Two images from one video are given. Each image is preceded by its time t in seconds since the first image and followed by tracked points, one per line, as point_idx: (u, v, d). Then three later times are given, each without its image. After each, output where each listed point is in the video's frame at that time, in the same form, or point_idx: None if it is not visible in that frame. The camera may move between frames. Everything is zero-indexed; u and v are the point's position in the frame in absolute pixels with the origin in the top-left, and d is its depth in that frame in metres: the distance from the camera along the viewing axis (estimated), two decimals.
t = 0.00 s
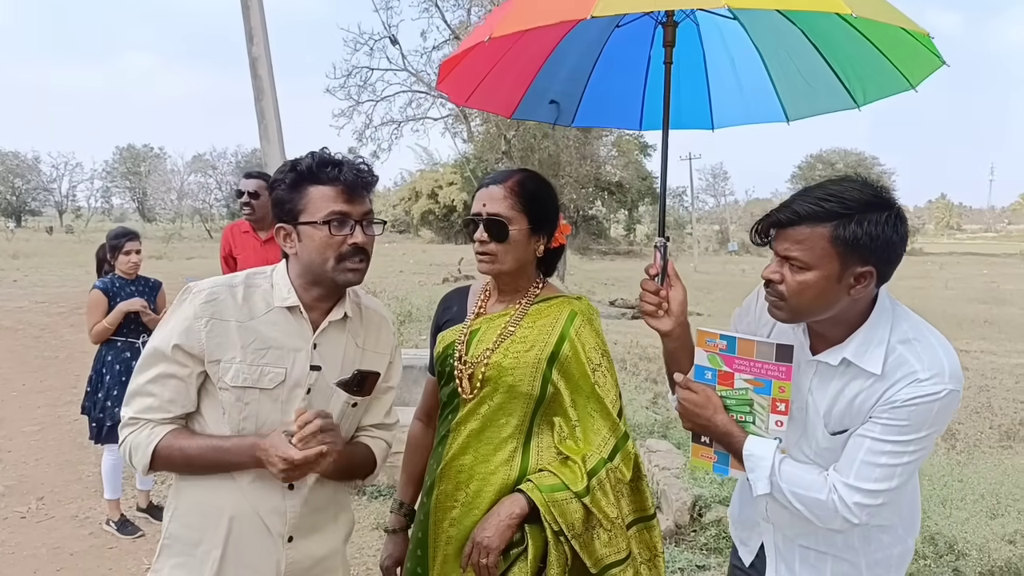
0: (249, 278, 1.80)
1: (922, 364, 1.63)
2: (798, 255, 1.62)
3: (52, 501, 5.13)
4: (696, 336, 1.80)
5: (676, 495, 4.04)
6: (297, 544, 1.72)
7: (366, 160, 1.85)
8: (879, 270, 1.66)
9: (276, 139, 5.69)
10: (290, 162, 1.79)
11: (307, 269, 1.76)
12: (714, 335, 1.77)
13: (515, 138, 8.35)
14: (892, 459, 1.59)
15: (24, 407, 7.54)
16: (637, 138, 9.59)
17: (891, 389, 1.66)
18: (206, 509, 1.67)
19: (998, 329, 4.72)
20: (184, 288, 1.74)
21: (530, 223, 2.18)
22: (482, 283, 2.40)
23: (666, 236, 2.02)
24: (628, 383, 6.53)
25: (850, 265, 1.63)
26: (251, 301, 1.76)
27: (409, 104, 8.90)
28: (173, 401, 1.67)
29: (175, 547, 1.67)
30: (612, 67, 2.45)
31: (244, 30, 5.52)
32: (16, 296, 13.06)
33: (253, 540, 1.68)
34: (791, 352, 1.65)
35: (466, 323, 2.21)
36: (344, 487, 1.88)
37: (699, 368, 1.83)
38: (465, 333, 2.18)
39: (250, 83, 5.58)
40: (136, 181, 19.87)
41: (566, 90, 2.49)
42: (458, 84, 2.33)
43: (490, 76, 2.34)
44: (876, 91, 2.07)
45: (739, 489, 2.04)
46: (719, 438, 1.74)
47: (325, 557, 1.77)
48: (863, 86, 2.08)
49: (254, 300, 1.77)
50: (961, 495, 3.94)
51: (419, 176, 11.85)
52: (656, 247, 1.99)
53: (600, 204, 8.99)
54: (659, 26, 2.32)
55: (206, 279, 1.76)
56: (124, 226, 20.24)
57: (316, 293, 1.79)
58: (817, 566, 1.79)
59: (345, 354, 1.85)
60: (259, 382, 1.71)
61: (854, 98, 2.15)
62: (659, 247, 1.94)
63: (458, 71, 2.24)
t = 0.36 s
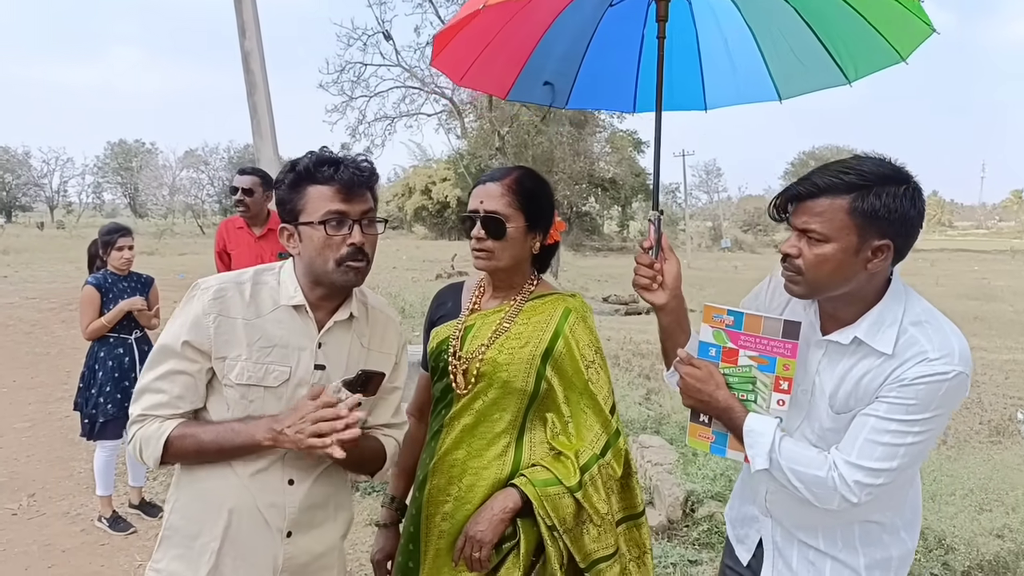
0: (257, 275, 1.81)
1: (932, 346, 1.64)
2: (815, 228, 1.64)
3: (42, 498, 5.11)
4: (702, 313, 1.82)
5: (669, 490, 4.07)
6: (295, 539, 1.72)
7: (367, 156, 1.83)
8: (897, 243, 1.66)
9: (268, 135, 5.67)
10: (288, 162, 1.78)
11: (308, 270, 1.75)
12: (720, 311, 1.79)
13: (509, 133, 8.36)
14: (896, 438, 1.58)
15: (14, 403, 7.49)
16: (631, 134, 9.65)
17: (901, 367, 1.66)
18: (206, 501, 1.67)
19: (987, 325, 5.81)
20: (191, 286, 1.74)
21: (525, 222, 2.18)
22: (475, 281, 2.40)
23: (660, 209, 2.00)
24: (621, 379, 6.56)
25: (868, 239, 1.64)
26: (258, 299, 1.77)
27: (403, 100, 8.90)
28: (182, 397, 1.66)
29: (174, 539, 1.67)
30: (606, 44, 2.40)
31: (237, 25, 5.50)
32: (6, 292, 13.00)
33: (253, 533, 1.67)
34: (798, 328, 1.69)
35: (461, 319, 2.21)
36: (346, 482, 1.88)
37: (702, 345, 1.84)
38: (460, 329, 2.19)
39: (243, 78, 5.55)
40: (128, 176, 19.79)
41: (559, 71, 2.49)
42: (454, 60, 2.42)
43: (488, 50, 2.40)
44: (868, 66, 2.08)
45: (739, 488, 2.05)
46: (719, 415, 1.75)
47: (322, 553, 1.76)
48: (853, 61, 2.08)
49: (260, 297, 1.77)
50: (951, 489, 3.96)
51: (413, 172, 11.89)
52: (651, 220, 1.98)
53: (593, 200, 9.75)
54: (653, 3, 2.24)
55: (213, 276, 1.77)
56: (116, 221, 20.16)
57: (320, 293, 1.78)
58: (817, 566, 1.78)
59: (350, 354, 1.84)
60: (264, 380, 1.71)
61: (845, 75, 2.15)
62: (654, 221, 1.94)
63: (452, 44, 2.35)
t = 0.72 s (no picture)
0: (270, 278, 1.80)
1: (927, 342, 1.64)
2: (809, 225, 1.64)
3: (38, 499, 5.09)
4: (700, 314, 1.82)
5: (666, 491, 4.08)
6: (297, 540, 1.71)
7: (377, 161, 1.82)
8: (890, 241, 1.67)
9: (265, 134, 5.67)
10: (300, 167, 1.80)
11: (318, 276, 1.75)
12: (718, 312, 1.79)
13: (505, 134, 8.34)
14: (891, 437, 1.58)
15: (10, 404, 7.47)
16: (627, 134, 9.77)
17: (894, 365, 1.67)
18: (210, 498, 1.67)
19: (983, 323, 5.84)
20: (205, 288, 1.74)
21: (529, 224, 2.19)
22: (475, 281, 2.40)
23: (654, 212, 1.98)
24: (618, 379, 6.56)
25: (861, 236, 1.64)
26: (270, 302, 1.76)
27: (400, 99, 8.91)
28: (193, 398, 1.65)
29: (177, 535, 1.67)
30: (603, 52, 2.42)
31: (233, 24, 5.49)
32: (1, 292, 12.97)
33: (255, 532, 1.67)
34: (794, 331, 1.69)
35: (461, 320, 2.21)
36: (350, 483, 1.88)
37: (700, 346, 1.84)
38: (460, 330, 2.19)
39: (239, 77, 5.55)
40: (123, 176, 19.73)
41: (558, 76, 2.49)
42: (449, 70, 2.41)
43: (484, 58, 2.39)
44: (863, 64, 2.08)
45: (740, 491, 2.05)
46: (715, 416, 1.75)
47: (322, 553, 1.75)
48: (849, 60, 2.07)
49: (272, 300, 1.76)
50: (947, 488, 3.97)
51: (410, 172, 11.90)
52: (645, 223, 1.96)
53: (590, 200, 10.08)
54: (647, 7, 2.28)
55: (227, 278, 1.77)
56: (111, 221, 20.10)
57: (331, 298, 1.77)
58: (816, 568, 1.79)
59: (358, 359, 1.84)
60: (273, 384, 1.70)
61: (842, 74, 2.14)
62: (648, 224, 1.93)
63: (445, 55, 2.34)
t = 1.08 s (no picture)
0: (277, 273, 1.80)
1: (917, 338, 1.64)
2: (790, 241, 1.64)
3: (36, 495, 5.08)
4: (696, 316, 1.83)
5: (664, 485, 4.09)
6: (302, 534, 1.72)
7: (382, 155, 1.81)
8: (873, 250, 1.67)
9: (261, 130, 5.65)
10: (304, 164, 1.79)
11: (324, 271, 1.75)
12: (713, 314, 1.80)
13: (502, 129, 8.27)
14: (886, 433, 1.58)
15: (5, 401, 7.44)
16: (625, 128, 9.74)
17: (886, 362, 1.67)
18: (215, 492, 1.67)
19: (978, 318, 5.90)
20: (213, 283, 1.74)
21: (531, 220, 2.18)
22: (475, 276, 2.39)
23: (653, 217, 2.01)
24: (615, 374, 6.55)
25: (843, 248, 1.64)
26: (277, 298, 1.76)
27: (396, 94, 8.88)
28: (202, 393, 1.65)
29: (182, 529, 1.67)
30: (603, 52, 2.42)
31: (228, 19, 5.46)
32: None
33: (261, 526, 1.67)
34: (790, 331, 1.69)
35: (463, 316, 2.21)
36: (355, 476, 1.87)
37: (697, 348, 1.86)
38: (463, 326, 2.18)
39: (234, 72, 5.52)
40: (117, 172, 19.62)
41: (560, 77, 2.49)
42: (449, 72, 2.39)
43: (487, 57, 2.38)
44: (867, 66, 2.08)
45: (745, 488, 2.06)
46: (714, 417, 1.76)
47: (327, 548, 1.76)
48: (851, 61, 2.08)
49: (279, 296, 1.76)
50: (944, 482, 4.00)
51: (406, 167, 11.88)
52: (642, 228, 2.00)
53: (587, 195, 9.88)
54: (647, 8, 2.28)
55: (235, 273, 1.76)
56: (106, 217, 20.01)
57: (337, 293, 1.78)
58: (820, 563, 1.80)
59: (365, 355, 1.84)
60: (281, 379, 1.70)
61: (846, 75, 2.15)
62: (647, 229, 1.97)
63: (445, 57, 2.32)
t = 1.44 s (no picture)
0: (284, 267, 1.80)
1: (909, 332, 1.64)
2: (790, 229, 1.64)
3: (36, 488, 5.08)
4: (694, 314, 1.84)
5: (664, 478, 4.09)
6: (308, 527, 1.72)
7: (387, 147, 1.80)
8: (871, 243, 1.67)
9: (261, 122, 5.63)
10: (309, 156, 1.78)
11: (329, 264, 1.74)
12: (711, 312, 1.80)
13: (502, 122, 8.21)
14: (881, 429, 1.57)
15: (6, 393, 7.45)
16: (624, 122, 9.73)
17: (880, 357, 1.67)
18: (221, 486, 1.67)
19: (978, 313, 5.90)
20: (219, 277, 1.73)
21: (537, 214, 2.18)
22: (478, 270, 2.38)
23: (650, 216, 2.01)
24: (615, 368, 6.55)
25: (842, 239, 1.64)
26: (284, 292, 1.75)
27: (395, 86, 8.85)
28: (208, 387, 1.65)
29: (187, 522, 1.67)
30: (603, 49, 2.42)
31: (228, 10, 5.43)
32: None
33: (267, 519, 1.67)
34: (785, 328, 1.68)
35: (467, 309, 2.20)
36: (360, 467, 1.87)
37: (697, 346, 1.86)
38: (466, 319, 2.18)
39: (234, 64, 5.49)
40: (115, 164, 19.57)
41: (560, 76, 2.49)
42: (449, 76, 2.36)
43: (487, 57, 2.36)
44: (865, 58, 2.07)
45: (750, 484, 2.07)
46: (714, 415, 1.76)
47: (332, 541, 1.76)
48: (850, 54, 2.07)
49: (286, 289, 1.76)
50: (944, 476, 4.00)
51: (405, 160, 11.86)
52: (642, 229, 1.98)
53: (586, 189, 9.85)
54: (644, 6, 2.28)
55: (241, 267, 1.76)
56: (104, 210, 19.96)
57: (345, 287, 1.77)
58: (824, 557, 1.80)
59: (371, 350, 1.84)
60: (287, 374, 1.70)
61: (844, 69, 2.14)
62: (647, 229, 1.95)
63: (444, 61, 2.30)
